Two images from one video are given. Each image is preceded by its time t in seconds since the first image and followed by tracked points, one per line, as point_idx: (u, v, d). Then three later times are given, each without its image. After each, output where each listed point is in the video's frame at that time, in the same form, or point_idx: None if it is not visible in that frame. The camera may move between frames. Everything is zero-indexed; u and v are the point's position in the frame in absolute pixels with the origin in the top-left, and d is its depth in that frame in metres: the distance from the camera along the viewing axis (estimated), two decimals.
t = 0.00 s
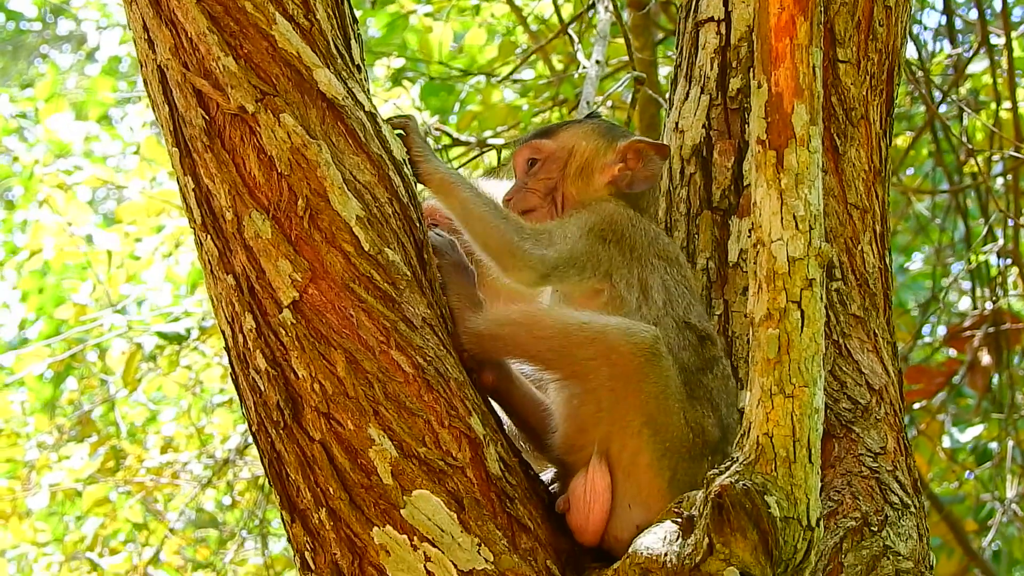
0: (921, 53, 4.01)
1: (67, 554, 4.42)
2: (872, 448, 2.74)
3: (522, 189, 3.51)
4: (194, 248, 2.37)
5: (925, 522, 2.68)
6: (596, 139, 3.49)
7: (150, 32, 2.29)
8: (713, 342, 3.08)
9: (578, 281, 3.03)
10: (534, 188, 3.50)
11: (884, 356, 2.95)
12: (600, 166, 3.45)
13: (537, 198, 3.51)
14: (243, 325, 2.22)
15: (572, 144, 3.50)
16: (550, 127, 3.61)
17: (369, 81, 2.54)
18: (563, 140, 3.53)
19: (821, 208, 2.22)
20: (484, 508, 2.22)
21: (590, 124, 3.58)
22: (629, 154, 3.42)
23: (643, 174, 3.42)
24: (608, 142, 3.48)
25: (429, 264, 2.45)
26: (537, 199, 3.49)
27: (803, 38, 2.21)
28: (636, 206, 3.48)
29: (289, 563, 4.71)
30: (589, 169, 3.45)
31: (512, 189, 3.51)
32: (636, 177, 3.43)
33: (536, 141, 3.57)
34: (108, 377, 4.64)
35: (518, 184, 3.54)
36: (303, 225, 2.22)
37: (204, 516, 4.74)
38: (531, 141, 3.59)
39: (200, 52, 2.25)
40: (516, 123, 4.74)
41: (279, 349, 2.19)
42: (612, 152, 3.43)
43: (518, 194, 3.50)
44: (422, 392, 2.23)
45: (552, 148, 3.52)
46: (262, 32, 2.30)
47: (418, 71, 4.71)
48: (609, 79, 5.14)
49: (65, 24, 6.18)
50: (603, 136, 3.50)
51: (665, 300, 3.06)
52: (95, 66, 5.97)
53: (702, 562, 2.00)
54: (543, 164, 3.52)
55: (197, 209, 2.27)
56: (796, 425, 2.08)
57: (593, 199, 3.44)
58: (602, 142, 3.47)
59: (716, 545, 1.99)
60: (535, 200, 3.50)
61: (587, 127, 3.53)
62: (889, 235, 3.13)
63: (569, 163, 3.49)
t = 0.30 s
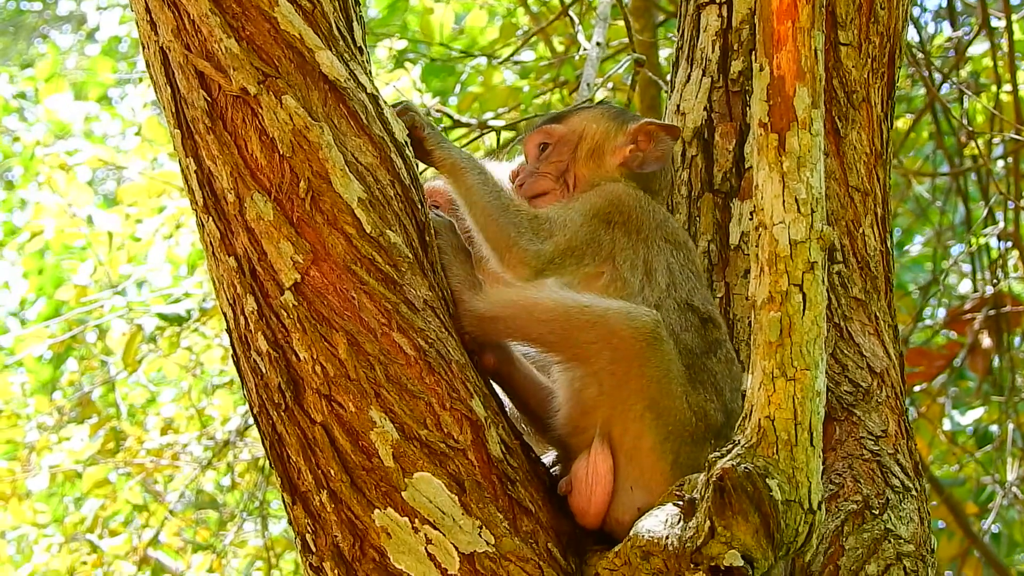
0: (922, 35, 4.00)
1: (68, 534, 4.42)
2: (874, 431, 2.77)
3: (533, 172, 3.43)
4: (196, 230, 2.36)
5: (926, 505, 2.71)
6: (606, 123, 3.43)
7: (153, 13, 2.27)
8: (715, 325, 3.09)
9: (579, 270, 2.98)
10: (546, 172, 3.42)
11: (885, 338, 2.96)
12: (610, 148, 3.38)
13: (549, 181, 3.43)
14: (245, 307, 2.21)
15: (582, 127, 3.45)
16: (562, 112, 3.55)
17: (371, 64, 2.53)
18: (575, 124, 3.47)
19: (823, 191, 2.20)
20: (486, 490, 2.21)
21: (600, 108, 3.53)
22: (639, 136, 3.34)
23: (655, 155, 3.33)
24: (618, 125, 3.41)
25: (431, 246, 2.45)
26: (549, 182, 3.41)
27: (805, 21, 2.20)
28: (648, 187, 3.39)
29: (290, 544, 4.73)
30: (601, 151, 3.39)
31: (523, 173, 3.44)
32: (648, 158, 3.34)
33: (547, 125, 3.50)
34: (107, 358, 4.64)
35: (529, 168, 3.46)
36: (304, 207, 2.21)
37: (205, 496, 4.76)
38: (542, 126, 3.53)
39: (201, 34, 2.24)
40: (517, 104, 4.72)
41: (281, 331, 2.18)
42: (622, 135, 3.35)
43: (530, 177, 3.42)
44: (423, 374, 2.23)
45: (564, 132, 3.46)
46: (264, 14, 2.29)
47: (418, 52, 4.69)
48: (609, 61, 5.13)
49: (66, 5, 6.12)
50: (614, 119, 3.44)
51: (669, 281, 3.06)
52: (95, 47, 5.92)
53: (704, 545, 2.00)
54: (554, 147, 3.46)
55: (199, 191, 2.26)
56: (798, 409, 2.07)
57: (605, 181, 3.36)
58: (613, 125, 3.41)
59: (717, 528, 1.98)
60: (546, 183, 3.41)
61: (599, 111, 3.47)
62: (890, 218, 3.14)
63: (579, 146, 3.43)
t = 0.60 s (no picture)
0: (922, 27, 4.00)
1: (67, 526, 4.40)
2: (875, 423, 2.77)
3: (527, 164, 3.51)
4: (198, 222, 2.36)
5: (927, 497, 2.72)
6: (599, 116, 3.54)
7: (154, 5, 2.28)
8: (717, 317, 3.09)
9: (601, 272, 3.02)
10: (538, 165, 3.50)
11: (886, 329, 2.97)
12: (602, 141, 3.48)
13: (541, 172, 3.50)
14: (247, 299, 2.21)
15: (575, 119, 3.54)
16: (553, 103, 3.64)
17: (373, 55, 2.52)
18: (567, 116, 3.57)
19: (825, 182, 2.20)
20: (487, 482, 2.21)
21: (593, 100, 3.63)
22: (632, 130, 3.46)
23: (646, 150, 3.47)
24: (611, 118, 3.52)
25: (432, 237, 2.44)
26: (541, 174, 3.49)
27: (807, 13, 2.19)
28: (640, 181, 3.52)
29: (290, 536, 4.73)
30: (593, 144, 3.47)
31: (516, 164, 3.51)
32: (639, 152, 3.47)
33: (540, 117, 3.60)
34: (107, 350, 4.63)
35: (522, 159, 3.54)
36: (306, 199, 2.20)
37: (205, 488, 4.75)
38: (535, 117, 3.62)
39: (203, 26, 2.24)
40: (517, 96, 4.71)
41: (283, 323, 2.18)
42: (615, 128, 3.46)
43: (522, 169, 3.50)
44: (425, 365, 2.22)
45: (556, 124, 3.56)
46: (265, 6, 2.29)
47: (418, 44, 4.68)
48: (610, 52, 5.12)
49: None
50: (606, 112, 3.55)
51: (678, 279, 3.09)
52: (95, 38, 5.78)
53: (705, 537, 1.98)
54: (547, 140, 3.55)
55: (200, 182, 2.25)
56: (799, 400, 2.07)
57: (599, 176, 3.45)
58: (605, 118, 3.52)
59: (719, 520, 1.96)
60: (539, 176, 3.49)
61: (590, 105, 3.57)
62: (890, 209, 3.15)
63: (572, 138, 3.51)
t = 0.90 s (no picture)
0: (922, 25, 4.01)
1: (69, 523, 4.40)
2: (877, 421, 2.78)
3: (534, 169, 3.44)
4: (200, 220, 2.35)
5: (930, 495, 2.72)
6: (606, 119, 3.48)
7: (157, 4, 2.28)
8: (719, 315, 3.09)
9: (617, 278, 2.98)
10: (546, 168, 3.43)
11: (888, 327, 2.98)
12: (610, 146, 3.42)
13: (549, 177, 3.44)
14: (249, 297, 2.20)
15: (582, 123, 3.49)
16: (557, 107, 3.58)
17: (375, 53, 2.52)
18: (573, 120, 3.51)
19: (827, 180, 2.19)
20: (490, 480, 2.21)
21: (599, 102, 3.57)
22: (639, 134, 3.38)
23: (655, 155, 3.38)
24: (618, 122, 3.46)
25: (434, 236, 2.44)
26: (549, 179, 3.42)
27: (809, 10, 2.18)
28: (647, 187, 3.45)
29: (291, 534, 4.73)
30: (601, 149, 3.42)
31: (524, 167, 3.44)
32: (647, 157, 3.39)
33: (545, 120, 3.54)
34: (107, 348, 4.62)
35: (528, 163, 3.47)
36: (308, 198, 2.20)
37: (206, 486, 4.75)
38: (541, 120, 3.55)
39: (205, 25, 2.24)
40: (517, 94, 4.71)
41: (285, 321, 2.17)
42: (622, 132, 3.40)
43: (530, 173, 3.44)
44: (427, 364, 2.21)
45: (563, 128, 3.50)
46: (267, 5, 2.29)
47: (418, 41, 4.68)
48: (610, 50, 5.12)
49: None
50: (612, 115, 3.49)
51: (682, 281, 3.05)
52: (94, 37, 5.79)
53: (708, 535, 1.99)
54: (554, 144, 3.48)
55: (202, 181, 2.25)
56: (802, 398, 2.06)
57: (607, 181, 3.39)
58: (612, 122, 3.46)
59: (722, 518, 1.96)
60: (546, 180, 3.42)
61: (596, 108, 3.52)
62: (892, 207, 3.16)
63: (580, 142, 3.46)
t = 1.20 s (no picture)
0: (926, 26, 4.01)
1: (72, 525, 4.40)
2: (880, 422, 2.78)
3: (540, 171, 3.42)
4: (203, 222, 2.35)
5: (933, 496, 2.72)
6: (612, 121, 3.45)
7: (160, 6, 2.28)
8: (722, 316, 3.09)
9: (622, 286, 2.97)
10: (551, 171, 3.42)
11: (891, 329, 2.97)
12: (616, 147, 3.39)
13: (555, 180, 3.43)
14: (252, 299, 2.20)
15: (588, 125, 3.47)
16: (563, 108, 3.55)
17: (378, 55, 2.52)
18: (580, 121, 3.49)
19: (830, 181, 2.19)
20: (493, 482, 2.21)
21: (608, 103, 3.54)
22: (645, 135, 3.35)
23: (661, 157, 3.35)
24: (625, 124, 3.43)
25: (438, 238, 2.44)
26: (555, 182, 3.41)
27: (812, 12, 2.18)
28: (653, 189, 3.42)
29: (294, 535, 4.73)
30: (607, 151, 3.40)
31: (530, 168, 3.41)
32: (653, 160, 3.36)
33: (551, 121, 3.52)
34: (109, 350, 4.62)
35: (535, 164, 3.45)
36: (311, 199, 2.20)
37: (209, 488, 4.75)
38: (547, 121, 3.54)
39: (208, 26, 2.24)
40: (520, 96, 4.71)
41: (288, 323, 2.17)
42: (628, 133, 3.37)
43: (536, 175, 3.41)
44: (430, 366, 2.21)
45: (569, 129, 3.49)
46: (271, 7, 2.29)
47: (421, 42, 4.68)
48: (613, 51, 5.12)
49: None
50: (619, 116, 3.47)
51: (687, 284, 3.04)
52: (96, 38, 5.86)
53: (711, 537, 1.99)
54: (560, 145, 3.47)
55: (205, 183, 2.25)
56: (805, 399, 2.06)
57: (612, 183, 3.37)
58: (618, 123, 3.44)
59: (725, 520, 1.96)
60: (552, 182, 3.40)
61: (603, 109, 3.50)
62: (895, 209, 3.15)
63: (587, 144, 3.44)
